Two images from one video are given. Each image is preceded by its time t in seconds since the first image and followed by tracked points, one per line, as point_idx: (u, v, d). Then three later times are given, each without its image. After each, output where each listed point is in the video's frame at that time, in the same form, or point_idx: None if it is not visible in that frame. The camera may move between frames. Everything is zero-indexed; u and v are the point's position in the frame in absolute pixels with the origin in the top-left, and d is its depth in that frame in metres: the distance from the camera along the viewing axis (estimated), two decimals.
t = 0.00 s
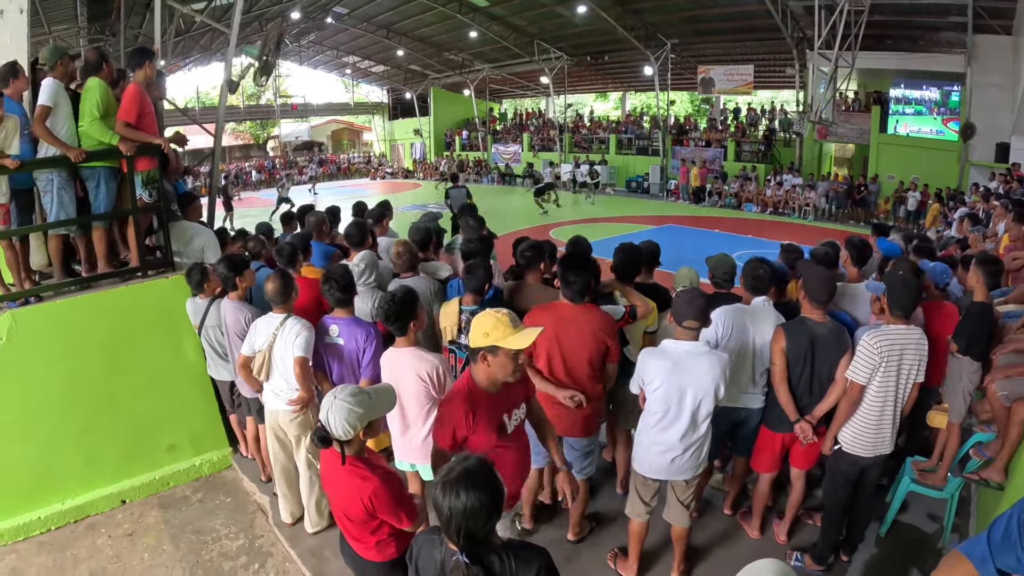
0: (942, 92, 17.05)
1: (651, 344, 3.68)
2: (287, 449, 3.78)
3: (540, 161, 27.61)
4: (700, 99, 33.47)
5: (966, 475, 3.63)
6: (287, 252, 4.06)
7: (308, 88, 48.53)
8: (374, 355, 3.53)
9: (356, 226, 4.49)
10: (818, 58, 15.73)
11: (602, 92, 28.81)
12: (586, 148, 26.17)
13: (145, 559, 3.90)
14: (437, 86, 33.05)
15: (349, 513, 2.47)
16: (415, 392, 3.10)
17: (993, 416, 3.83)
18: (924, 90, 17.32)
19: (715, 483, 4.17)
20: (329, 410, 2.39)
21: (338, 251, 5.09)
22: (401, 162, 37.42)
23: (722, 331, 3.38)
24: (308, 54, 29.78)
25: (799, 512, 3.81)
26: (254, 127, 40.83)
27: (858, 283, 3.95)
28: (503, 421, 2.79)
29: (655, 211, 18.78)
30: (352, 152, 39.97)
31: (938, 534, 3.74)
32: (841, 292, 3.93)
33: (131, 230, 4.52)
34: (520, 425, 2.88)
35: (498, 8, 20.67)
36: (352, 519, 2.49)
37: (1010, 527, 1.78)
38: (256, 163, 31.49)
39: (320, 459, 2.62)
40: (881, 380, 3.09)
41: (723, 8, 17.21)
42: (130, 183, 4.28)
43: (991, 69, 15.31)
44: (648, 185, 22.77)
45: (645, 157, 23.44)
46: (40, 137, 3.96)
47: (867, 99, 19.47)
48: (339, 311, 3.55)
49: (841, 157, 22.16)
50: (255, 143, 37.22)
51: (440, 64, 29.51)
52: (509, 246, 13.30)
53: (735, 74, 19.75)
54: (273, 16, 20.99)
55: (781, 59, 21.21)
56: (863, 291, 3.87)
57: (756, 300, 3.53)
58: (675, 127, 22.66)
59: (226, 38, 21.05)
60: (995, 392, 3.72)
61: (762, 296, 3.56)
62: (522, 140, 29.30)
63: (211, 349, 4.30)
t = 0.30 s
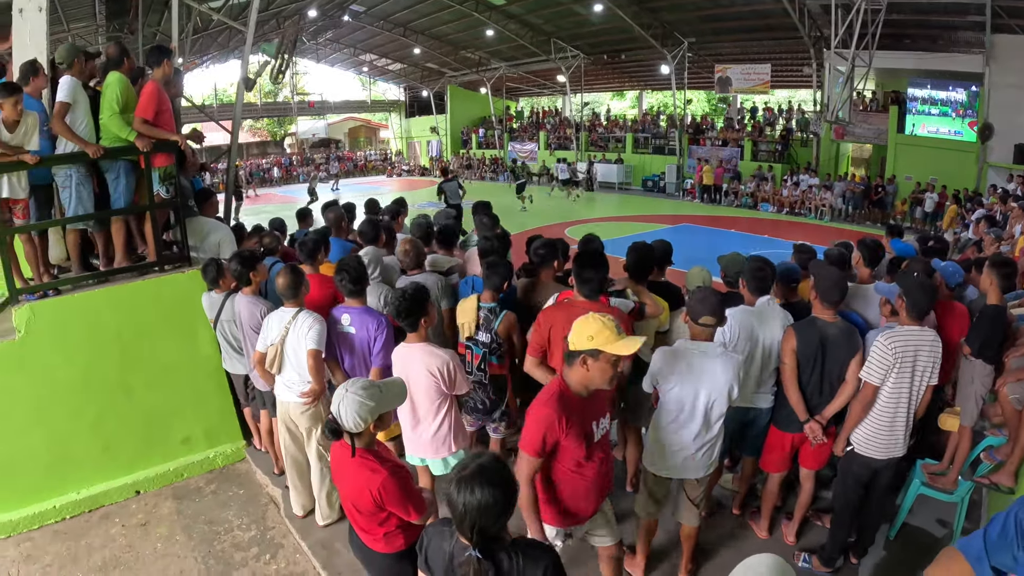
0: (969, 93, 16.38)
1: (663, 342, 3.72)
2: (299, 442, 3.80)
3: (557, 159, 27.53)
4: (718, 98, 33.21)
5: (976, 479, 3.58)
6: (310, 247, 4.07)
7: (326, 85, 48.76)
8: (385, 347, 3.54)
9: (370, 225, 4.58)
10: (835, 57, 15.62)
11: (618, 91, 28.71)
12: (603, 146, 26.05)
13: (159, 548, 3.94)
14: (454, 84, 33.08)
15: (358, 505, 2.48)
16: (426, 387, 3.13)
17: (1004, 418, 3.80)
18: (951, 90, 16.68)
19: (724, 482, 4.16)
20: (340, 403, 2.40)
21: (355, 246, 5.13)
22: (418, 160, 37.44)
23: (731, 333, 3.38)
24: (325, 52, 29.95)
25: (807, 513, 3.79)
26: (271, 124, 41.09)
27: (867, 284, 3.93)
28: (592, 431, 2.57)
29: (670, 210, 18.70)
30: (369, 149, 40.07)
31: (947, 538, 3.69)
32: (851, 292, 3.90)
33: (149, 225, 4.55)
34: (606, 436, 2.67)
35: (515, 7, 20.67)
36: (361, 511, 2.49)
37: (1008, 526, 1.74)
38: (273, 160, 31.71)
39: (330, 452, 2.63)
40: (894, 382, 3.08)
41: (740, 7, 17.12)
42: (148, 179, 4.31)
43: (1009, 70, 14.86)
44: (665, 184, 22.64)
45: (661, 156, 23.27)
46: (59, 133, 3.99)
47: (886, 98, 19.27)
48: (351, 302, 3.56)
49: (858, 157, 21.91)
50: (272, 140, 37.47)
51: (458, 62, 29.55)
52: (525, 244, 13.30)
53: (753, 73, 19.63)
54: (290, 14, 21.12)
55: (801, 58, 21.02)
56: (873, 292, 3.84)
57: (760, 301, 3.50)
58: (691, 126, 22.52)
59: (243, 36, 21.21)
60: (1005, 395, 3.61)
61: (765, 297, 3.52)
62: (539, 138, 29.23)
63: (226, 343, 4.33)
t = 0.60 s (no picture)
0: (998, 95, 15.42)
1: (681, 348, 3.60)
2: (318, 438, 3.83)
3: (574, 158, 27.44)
4: (737, 98, 32.93)
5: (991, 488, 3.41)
6: (336, 250, 4.04)
7: (344, 83, 48.98)
8: (406, 348, 3.54)
9: (391, 227, 4.63)
10: (854, 58, 15.49)
11: (636, 90, 28.56)
12: (621, 146, 25.93)
13: (178, 544, 3.99)
14: (472, 82, 33.10)
15: (380, 506, 2.50)
16: (446, 390, 3.13)
17: (1021, 427, 3.75)
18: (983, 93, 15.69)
19: (740, 487, 4.14)
20: (366, 406, 2.42)
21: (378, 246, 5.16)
22: (436, 158, 37.46)
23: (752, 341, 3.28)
24: (343, 50, 30.11)
25: (824, 519, 3.77)
26: (290, 122, 41.34)
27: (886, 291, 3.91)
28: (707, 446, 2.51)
29: (688, 211, 18.61)
30: (387, 147, 40.15)
31: (961, 547, 3.65)
32: (870, 299, 3.89)
33: (171, 224, 4.58)
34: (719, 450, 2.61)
35: (533, 6, 20.66)
36: (383, 512, 2.51)
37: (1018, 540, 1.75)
38: (291, 157, 31.91)
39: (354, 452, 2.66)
40: (914, 391, 3.06)
41: (759, 7, 17.02)
42: (170, 179, 4.34)
43: None
44: (683, 184, 22.50)
45: (679, 156, 23.11)
46: (83, 133, 4.05)
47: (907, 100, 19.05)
48: (374, 300, 3.59)
49: (878, 159, 21.63)
50: (290, 138, 37.70)
51: (476, 60, 29.53)
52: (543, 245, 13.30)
53: (772, 74, 19.51)
54: (308, 13, 21.25)
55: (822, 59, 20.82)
56: (891, 300, 3.83)
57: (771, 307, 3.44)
58: (710, 126, 22.35)
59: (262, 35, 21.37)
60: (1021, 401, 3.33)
61: (777, 302, 3.43)
62: (557, 138, 29.13)
63: (246, 341, 4.36)
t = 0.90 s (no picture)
0: None
1: (699, 348, 3.58)
2: (337, 434, 3.86)
3: (591, 156, 27.35)
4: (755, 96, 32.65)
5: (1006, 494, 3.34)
6: (355, 247, 4.07)
7: (361, 80, 49.27)
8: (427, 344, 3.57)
9: (410, 224, 4.65)
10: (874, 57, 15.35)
11: (654, 88, 28.45)
12: (638, 144, 25.81)
13: (194, 537, 4.03)
14: (489, 80, 33.11)
15: (399, 503, 2.51)
16: (465, 387, 3.14)
17: None
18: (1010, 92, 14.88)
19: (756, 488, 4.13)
20: (385, 403, 2.42)
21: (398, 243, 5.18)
22: (453, 155, 37.51)
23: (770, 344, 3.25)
24: (361, 47, 30.24)
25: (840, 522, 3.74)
26: (307, 118, 41.61)
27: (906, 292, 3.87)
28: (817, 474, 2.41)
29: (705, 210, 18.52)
30: (404, 144, 40.25)
31: (977, 551, 3.61)
32: (889, 300, 3.85)
33: (190, 220, 4.62)
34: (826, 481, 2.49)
35: (551, 3, 20.63)
36: (402, 509, 2.52)
37: None
38: (308, 154, 32.11)
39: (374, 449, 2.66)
40: (934, 396, 3.04)
41: (778, 6, 16.92)
42: (190, 175, 4.37)
43: None
44: (700, 183, 22.41)
45: (697, 155, 22.99)
46: (104, 129, 4.09)
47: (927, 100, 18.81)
48: (395, 295, 3.60)
49: (897, 158, 21.40)
50: (308, 134, 37.92)
51: (493, 58, 29.52)
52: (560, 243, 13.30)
53: (791, 72, 19.38)
54: (326, 10, 21.34)
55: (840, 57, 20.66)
56: (911, 301, 3.79)
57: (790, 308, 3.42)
58: (728, 124, 22.21)
59: (280, 32, 21.51)
60: None
61: (796, 303, 3.42)
62: (574, 135, 29.06)
63: (265, 337, 4.39)
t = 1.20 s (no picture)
0: None
1: (714, 348, 3.57)
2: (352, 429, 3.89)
3: (607, 155, 27.28)
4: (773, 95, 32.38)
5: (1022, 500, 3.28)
6: (371, 245, 4.09)
7: (377, 78, 49.45)
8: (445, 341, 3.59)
9: (427, 220, 4.66)
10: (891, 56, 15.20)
11: (669, 87, 28.34)
12: (654, 143, 25.70)
13: (208, 531, 4.07)
14: (504, 78, 33.12)
15: (413, 499, 2.52)
16: (480, 383, 3.16)
17: None
18: None
19: (770, 489, 4.12)
20: (396, 398, 2.44)
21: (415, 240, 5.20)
22: (468, 153, 37.54)
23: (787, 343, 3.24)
24: (377, 45, 30.36)
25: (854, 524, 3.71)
26: (323, 115, 41.83)
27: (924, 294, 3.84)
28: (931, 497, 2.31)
29: (720, 209, 18.44)
30: (419, 141, 40.35)
31: (992, 556, 3.58)
32: (906, 302, 3.82)
33: (207, 215, 4.65)
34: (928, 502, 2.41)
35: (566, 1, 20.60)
36: (415, 505, 2.54)
37: None
38: (324, 151, 32.30)
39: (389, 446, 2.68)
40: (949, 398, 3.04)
41: (795, 5, 16.83)
42: (207, 171, 4.41)
43: None
44: (716, 183, 22.30)
45: (713, 154, 22.90)
46: (121, 125, 4.13)
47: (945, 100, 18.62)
48: (413, 292, 3.62)
49: (915, 159, 21.22)
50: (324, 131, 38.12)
51: (509, 56, 29.52)
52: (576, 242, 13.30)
53: (808, 72, 19.25)
54: (341, 8, 21.43)
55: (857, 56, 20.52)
56: (929, 302, 3.76)
57: (807, 309, 3.42)
58: (745, 124, 22.08)
59: (296, 29, 21.64)
60: None
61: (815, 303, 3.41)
62: (589, 134, 28.97)
63: (280, 332, 4.42)
